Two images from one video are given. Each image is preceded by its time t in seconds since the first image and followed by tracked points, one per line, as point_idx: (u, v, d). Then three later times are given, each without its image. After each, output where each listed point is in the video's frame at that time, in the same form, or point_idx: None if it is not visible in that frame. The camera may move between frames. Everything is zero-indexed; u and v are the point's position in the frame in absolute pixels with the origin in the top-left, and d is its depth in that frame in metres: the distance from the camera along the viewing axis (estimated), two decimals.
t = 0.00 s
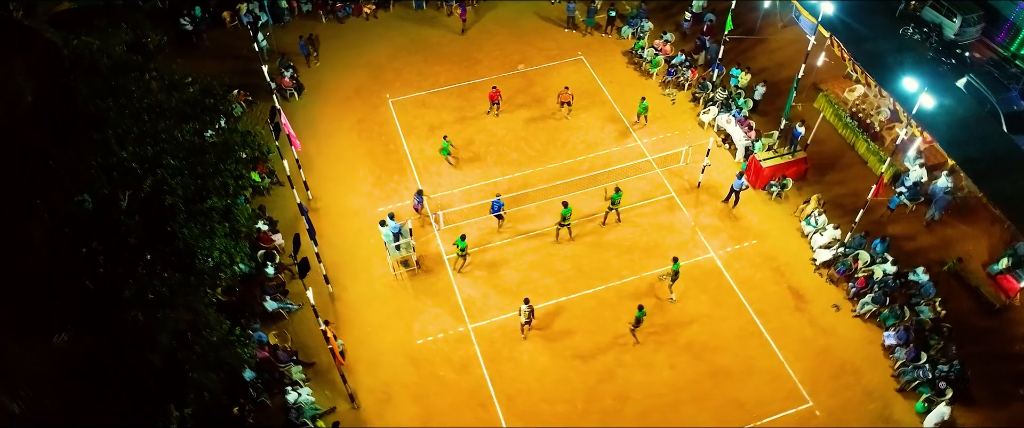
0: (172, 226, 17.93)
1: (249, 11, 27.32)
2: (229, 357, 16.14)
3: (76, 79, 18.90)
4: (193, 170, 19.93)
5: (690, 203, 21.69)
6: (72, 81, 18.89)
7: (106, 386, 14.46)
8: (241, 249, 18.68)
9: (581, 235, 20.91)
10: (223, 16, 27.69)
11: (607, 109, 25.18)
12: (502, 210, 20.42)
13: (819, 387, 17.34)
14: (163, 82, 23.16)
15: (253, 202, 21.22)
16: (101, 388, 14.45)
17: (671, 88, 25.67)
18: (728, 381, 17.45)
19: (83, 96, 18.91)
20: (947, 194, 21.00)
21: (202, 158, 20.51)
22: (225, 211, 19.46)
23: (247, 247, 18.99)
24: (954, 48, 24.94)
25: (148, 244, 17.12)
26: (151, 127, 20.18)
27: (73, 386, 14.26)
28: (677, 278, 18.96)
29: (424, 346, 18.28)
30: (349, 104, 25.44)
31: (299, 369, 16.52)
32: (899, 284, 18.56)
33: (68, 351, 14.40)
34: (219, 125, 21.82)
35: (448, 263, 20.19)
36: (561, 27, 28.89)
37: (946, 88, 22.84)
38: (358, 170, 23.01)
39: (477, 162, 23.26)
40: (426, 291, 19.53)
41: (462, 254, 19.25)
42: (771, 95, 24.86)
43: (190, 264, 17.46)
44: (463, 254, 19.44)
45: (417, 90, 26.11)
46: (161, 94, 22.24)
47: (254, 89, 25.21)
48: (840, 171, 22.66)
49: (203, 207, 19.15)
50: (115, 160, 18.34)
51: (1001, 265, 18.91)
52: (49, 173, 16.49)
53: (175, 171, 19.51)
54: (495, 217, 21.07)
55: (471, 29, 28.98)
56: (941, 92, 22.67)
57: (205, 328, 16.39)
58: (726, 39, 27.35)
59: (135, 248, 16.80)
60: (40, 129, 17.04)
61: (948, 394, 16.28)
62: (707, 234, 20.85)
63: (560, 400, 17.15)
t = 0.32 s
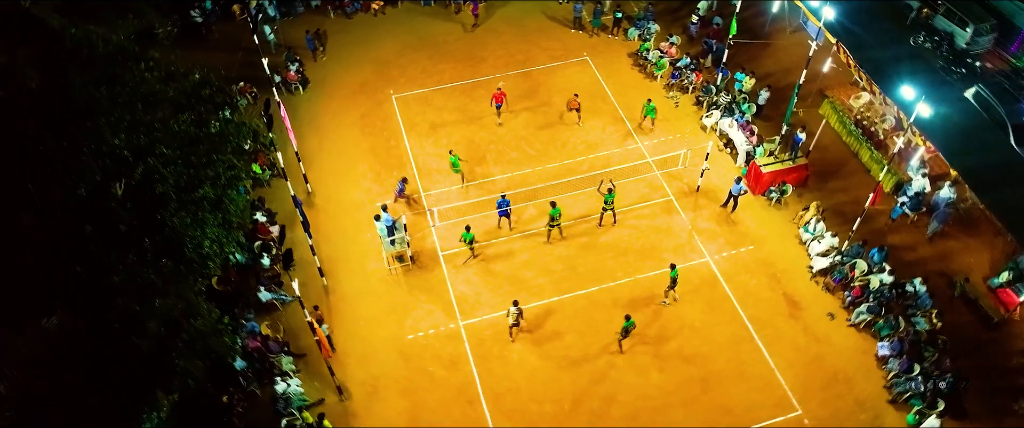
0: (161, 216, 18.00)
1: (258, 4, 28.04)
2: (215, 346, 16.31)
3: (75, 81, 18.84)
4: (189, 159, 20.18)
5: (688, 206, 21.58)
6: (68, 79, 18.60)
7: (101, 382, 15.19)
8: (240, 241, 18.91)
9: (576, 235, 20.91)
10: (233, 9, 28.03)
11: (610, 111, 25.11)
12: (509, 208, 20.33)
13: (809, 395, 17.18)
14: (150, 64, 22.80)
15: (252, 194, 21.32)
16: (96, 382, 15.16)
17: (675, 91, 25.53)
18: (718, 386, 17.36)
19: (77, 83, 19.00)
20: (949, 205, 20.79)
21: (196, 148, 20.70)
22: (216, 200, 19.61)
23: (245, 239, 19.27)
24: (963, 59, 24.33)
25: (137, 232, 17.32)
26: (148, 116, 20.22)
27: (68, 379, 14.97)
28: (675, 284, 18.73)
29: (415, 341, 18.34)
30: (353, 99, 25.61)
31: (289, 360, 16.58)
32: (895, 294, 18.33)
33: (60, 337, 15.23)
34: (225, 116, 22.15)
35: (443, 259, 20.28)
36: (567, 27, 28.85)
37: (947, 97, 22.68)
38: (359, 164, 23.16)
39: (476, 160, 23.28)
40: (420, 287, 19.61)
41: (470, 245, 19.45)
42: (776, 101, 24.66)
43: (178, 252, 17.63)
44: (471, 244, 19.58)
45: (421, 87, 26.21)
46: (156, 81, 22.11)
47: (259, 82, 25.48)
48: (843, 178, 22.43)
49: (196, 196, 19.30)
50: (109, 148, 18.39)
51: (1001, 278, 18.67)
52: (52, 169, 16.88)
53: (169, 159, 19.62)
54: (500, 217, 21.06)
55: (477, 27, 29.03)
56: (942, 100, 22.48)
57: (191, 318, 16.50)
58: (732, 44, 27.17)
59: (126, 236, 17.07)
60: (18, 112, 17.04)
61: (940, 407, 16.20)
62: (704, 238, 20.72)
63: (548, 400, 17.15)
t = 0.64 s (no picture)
0: (151, 204, 17.90)
1: None
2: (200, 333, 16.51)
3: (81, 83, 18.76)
4: (184, 149, 20.05)
5: (685, 210, 21.48)
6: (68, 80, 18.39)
7: (87, 365, 14.92)
8: (236, 233, 19.21)
9: (572, 235, 20.91)
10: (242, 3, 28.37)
11: (612, 113, 25.04)
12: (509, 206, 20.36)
13: (798, 404, 17.04)
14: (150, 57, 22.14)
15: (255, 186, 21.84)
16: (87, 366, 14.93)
17: (679, 94, 25.42)
18: (706, 391, 17.27)
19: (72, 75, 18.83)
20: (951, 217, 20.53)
21: (188, 139, 20.47)
22: (207, 190, 19.56)
23: (241, 230, 19.61)
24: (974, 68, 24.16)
25: (128, 220, 17.29)
26: (150, 106, 20.15)
27: (64, 375, 14.59)
28: (671, 289, 18.60)
29: (405, 336, 18.42)
30: (357, 94, 25.76)
31: (279, 352, 16.74)
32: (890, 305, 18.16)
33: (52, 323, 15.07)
34: (228, 110, 22.48)
35: (437, 256, 20.35)
36: (573, 28, 28.80)
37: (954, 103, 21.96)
38: (359, 159, 23.29)
39: (476, 158, 23.33)
40: (413, 282, 19.69)
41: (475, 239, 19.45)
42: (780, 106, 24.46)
43: (170, 241, 17.68)
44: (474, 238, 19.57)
45: (424, 84, 26.29)
46: (155, 73, 21.58)
47: (265, 76, 25.75)
48: (844, 186, 22.20)
49: (188, 186, 19.16)
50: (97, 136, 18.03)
51: (1000, 292, 18.36)
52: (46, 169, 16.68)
53: (162, 150, 19.35)
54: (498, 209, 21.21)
55: (484, 26, 29.09)
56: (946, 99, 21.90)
57: (179, 308, 16.60)
58: (738, 49, 27.00)
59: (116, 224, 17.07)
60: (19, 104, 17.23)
61: (930, 420, 15.95)
62: (700, 242, 20.62)
63: (535, 399, 17.15)
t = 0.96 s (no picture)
0: (142, 193, 18.13)
1: None
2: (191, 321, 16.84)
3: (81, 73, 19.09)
4: (179, 139, 20.21)
5: (682, 214, 21.40)
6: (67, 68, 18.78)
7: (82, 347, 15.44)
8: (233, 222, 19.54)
9: (566, 236, 20.90)
10: None
11: (613, 115, 24.98)
12: (505, 204, 20.36)
13: (785, 412, 16.93)
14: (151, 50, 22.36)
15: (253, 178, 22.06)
16: (80, 348, 15.42)
17: (682, 97, 25.32)
18: (692, 395, 17.22)
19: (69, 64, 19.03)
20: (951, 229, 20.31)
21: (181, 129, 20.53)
22: (199, 180, 19.78)
23: (240, 221, 20.00)
24: (985, 78, 23.61)
25: (119, 208, 17.65)
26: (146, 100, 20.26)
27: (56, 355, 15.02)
28: (663, 294, 18.50)
29: (395, 331, 18.54)
30: (361, 90, 25.93)
31: (269, 343, 16.90)
32: (884, 315, 17.96)
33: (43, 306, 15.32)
34: (234, 102, 22.79)
35: (431, 253, 20.43)
36: (579, 29, 28.76)
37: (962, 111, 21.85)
38: (359, 155, 23.44)
39: (474, 157, 23.40)
40: (406, 278, 19.79)
41: (473, 237, 19.61)
42: (783, 111, 24.27)
43: (161, 230, 18.00)
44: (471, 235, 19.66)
45: (428, 82, 26.40)
46: (152, 65, 21.84)
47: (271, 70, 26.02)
48: (844, 195, 21.94)
49: (179, 176, 19.33)
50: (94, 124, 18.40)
51: (997, 307, 18.03)
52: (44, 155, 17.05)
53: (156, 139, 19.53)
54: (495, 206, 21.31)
55: (490, 25, 29.17)
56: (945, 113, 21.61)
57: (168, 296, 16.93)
58: (744, 53, 26.80)
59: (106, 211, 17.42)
60: (18, 98, 17.39)
61: None
62: (696, 247, 20.52)
63: (521, 398, 17.19)
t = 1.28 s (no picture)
0: (137, 179, 16.97)
1: None
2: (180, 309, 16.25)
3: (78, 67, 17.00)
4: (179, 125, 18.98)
5: (679, 218, 21.31)
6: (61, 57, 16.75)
7: (70, 336, 14.80)
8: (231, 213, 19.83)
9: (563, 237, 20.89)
10: None
11: (616, 116, 24.92)
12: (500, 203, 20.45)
13: (772, 420, 16.81)
14: (151, 37, 19.93)
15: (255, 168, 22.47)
16: (73, 342, 14.83)
17: (686, 101, 25.19)
18: (679, 400, 17.15)
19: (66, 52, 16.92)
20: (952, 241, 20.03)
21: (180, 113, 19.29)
22: (194, 170, 18.81)
23: (239, 211, 20.18)
24: (995, 89, 23.34)
25: (112, 194, 16.50)
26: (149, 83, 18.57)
27: (48, 343, 14.48)
28: (656, 298, 18.43)
29: (387, 326, 18.66)
30: (366, 85, 26.10)
31: (262, 332, 17.28)
32: (878, 327, 17.77)
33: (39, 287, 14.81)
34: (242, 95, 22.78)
35: (426, 249, 20.54)
36: (587, 30, 28.72)
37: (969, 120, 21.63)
38: (361, 149, 23.61)
39: (475, 155, 23.49)
40: (400, 273, 19.90)
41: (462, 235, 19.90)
42: (787, 117, 24.08)
43: (154, 217, 16.95)
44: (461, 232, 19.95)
45: (433, 79, 26.52)
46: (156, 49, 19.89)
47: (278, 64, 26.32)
48: (845, 204, 21.72)
49: (173, 164, 18.11)
50: (90, 113, 16.61)
51: (996, 322, 17.82)
52: (39, 144, 15.67)
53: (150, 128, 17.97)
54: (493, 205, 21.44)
55: (498, 23, 29.22)
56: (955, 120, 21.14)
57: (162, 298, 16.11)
58: (751, 58, 26.59)
59: (99, 197, 16.18)
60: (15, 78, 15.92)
61: None
62: (692, 251, 20.43)
63: (508, 396, 17.23)
